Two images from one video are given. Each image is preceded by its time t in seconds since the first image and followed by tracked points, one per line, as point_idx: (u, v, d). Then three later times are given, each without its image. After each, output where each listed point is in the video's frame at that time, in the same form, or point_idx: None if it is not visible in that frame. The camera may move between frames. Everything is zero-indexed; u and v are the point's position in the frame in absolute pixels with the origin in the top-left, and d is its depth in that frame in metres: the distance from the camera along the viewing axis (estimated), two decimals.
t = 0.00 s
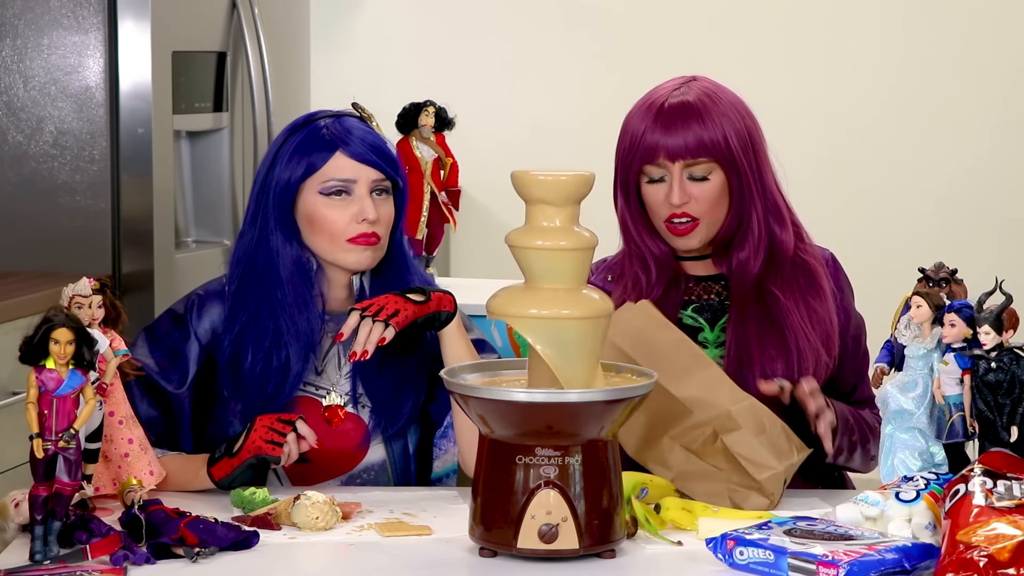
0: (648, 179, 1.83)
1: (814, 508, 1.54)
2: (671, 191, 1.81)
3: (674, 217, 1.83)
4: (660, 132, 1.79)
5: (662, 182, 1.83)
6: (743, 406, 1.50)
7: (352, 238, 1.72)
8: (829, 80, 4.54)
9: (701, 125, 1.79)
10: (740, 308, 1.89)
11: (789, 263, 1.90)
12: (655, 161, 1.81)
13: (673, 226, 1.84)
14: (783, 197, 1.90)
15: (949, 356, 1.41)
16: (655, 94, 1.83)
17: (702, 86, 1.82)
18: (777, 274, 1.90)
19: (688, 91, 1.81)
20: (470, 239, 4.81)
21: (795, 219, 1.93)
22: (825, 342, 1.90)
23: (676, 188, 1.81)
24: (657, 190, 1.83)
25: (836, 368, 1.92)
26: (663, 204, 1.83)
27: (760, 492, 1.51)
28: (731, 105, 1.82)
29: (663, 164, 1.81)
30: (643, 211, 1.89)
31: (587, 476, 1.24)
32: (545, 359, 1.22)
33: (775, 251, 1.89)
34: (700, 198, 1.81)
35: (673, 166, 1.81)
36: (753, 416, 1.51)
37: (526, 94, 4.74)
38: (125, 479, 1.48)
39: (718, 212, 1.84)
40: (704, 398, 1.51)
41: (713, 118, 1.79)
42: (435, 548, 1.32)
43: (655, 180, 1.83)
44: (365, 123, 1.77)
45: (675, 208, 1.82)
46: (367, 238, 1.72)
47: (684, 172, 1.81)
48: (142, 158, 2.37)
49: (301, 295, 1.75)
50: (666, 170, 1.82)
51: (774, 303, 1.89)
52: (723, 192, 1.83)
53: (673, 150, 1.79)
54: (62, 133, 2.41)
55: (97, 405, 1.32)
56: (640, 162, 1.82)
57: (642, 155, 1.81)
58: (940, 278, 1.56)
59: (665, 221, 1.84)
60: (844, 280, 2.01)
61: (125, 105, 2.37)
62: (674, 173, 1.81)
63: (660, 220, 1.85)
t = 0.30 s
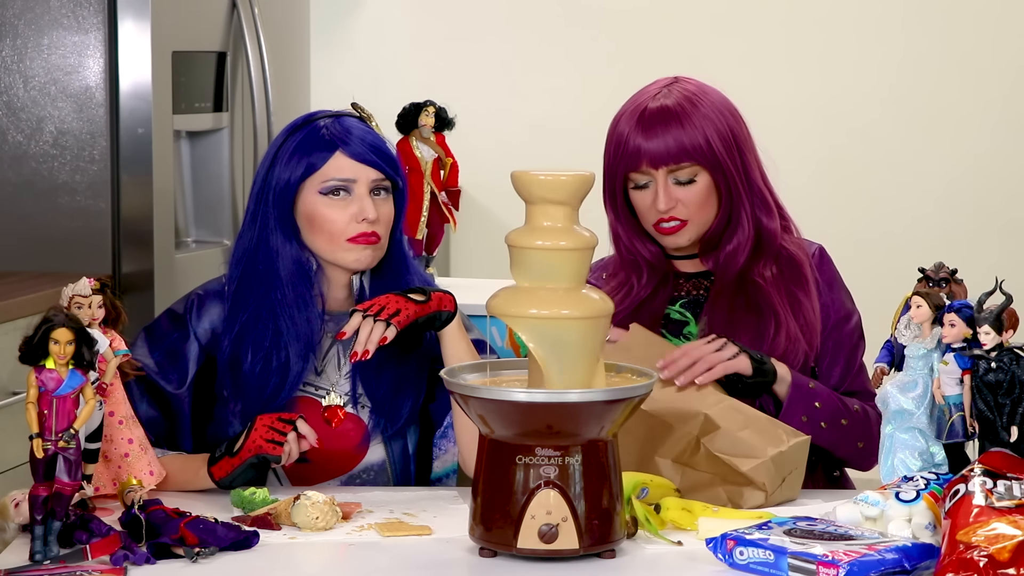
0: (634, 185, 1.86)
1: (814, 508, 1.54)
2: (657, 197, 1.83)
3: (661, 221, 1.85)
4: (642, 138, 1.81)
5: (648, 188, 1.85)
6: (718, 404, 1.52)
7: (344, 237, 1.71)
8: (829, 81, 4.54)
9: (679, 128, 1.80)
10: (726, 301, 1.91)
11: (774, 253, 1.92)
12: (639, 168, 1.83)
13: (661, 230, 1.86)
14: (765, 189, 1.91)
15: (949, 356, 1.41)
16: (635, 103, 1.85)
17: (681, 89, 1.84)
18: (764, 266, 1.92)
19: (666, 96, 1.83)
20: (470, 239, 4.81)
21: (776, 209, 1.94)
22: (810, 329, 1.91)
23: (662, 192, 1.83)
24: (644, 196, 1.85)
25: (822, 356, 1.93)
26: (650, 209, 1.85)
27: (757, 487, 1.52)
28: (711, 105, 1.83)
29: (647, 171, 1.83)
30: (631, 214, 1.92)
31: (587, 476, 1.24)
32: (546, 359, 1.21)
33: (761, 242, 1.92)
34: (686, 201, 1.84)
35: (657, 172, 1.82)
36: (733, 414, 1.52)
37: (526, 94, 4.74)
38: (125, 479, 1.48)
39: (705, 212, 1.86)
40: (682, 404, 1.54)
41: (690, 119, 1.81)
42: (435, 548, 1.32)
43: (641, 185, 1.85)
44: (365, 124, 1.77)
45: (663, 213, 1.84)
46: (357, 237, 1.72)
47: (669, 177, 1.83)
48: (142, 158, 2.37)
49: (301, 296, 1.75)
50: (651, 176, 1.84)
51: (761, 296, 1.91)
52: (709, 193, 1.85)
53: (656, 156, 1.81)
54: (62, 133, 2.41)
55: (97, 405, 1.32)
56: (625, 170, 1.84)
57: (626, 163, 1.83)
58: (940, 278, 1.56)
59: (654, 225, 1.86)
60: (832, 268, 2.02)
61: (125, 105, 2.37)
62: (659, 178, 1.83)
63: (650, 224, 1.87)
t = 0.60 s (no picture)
0: (619, 182, 1.87)
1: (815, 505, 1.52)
2: (643, 191, 1.86)
3: (647, 215, 1.87)
4: (625, 134, 1.83)
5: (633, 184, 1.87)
6: (719, 410, 1.60)
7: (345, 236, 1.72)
8: (829, 81, 4.54)
9: (658, 123, 1.82)
10: (713, 292, 1.91)
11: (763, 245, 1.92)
12: (623, 164, 1.85)
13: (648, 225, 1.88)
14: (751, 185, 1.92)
15: (949, 356, 1.42)
16: (618, 100, 1.88)
17: (660, 86, 1.86)
18: (752, 258, 1.92)
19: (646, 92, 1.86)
20: (470, 239, 4.81)
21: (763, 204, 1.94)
22: (802, 322, 1.91)
23: (647, 186, 1.85)
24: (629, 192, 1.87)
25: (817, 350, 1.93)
26: (637, 204, 1.87)
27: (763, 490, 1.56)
28: (690, 99, 1.86)
29: (632, 166, 1.85)
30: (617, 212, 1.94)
31: (587, 476, 1.24)
32: (544, 359, 1.21)
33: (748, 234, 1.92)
34: (672, 194, 1.86)
35: (641, 167, 1.84)
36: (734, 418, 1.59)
37: (526, 95, 4.74)
38: (125, 479, 1.48)
39: (691, 205, 1.88)
40: (680, 413, 1.60)
41: (670, 115, 1.83)
42: (435, 548, 1.32)
43: (626, 181, 1.87)
44: (365, 123, 1.77)
45: (649, 207, 1.86)
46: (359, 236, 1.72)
47: (653, 171, 1.85)
48: (142, 157, 2.37)
49: (302, 296, 1.75)
50: (636, 172, 1.85)
51: (750, 289, 1.91)
52: (693, 185, 1.87)
53: (639, 151, 1.83)
54: (62, 134, 2.41)
55: (97, 405, 1.32)
56: (610, 167, 1.86)
57: (611, 160, 1.85)
58: (940, 278, 1.56)
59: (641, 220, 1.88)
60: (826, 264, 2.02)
61: (125, 105, 2.37)
62: (644, 173, 1.85)
63: (637, 220, 1.89)
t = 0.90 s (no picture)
0: (626, 173, 1.87)
1: (815, 505, 1.52)
2: (652, 180, 1.85)
3: (654, 207, 1.86)
4: (635, 122, 1.84)
5: (641, 175, 1.86)
6: (710, 411, 1.67)
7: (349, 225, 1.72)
8: (829, 80, 4.54)
9: (670, 114, 1.83)
10: (714, 287, 1.91)
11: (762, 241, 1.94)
12: (633, 153, 1.85)
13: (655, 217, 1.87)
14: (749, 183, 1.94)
15: (949, 356, 1.42)
16: (622, 95, 1.88)
17: (670, 82, 1.88)
18: (753, 254, 1.93)
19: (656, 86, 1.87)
20: (470, 239, 4.81)
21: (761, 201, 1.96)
22: (802, 317, 1.92)
23: (656, 177, 1.85)
24: (636, 182, 1.87)
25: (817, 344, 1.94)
26: (644, 195, 1.86)
27: (766, 481, 1.59)
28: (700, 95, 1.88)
29: (641, 155, 1.85)
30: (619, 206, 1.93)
31: (587, 476, 1.24)
32: (543, 360, 1.22)
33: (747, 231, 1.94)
34: (681, 184, 1.86)
35: (651, 156, 1.85)
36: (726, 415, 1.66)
37: (526, 95, 4.73)
38: (125, 479, 1.47)
39: (698, 197, 1.88)
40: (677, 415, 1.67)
41: (680, 109, 1.84)
42: (435, 548, 1.32)
43: (633, 173, 1.87)
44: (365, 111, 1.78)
45: (658, 196, 1.85)
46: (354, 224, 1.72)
47: (663, 161, 1.85)
48: (142, 157, 2.37)
49: (302, 285, 1.75)
50: (645, 162, 1.85)
51: (753, 284, 1.91)
52: (701, 177, 1.88)
53: (651, 140, 1.84)
54: (62, 133, 2.41)
55: (97, 405, 1.32)
56: (619, 157, 1.86)
57: (620, 150, 1.85)
58: (939, 278, 1.56)
59: (647, 211, 1.87)
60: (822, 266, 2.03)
61: (125, 105, 2.37)
62: (653, 163, 1.85)
63: (642, 211, 1.87)
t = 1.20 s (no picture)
0: (648, 159, 1.86)
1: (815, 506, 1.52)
2: (676, 169, 1.86)
3: (674, 194, 1.87)
4: (666, 109, 1.86)
5: (662, 163, 1.87)
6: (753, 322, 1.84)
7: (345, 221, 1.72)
8: (829, 81, 4.54)
9: (699, 108, 1.86)
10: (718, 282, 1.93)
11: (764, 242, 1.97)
12: (660, 139, 1.86)
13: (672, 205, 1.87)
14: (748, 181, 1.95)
15: (950, 356, 1.42)
16: (646, 86, 1.90)
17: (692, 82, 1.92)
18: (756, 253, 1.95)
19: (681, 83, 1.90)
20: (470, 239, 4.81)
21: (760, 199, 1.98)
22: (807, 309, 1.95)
23: (680, 166, 1.86)
24: (657, 169, 1.86)
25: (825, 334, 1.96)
26: (665, 182, 1.86)
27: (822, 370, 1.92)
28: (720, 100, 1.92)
29: (667, 143, 1.86)
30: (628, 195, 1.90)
31: (587, 476, 1.24)
32: (544, 360, 1.22)
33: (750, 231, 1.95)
34: (700, 177, 1.88)
35: (676, 146, 1.86)
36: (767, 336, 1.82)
37: (526, 95, 4.73)
38: (125, 478, 1.47)
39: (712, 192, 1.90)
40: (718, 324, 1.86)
41: (703, 104, 1.88)
42: (435, 548, 1.32)
43: (656, 159, 1.86)
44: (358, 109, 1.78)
45: (680, 184, 1.86)
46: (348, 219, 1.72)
47: (686, 153, 1.87)
48: (142, 158, 2.37)
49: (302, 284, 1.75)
50: (668, 151, 1.86)
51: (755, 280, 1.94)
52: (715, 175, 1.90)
53: (680, 129, 1.86)
54: (62, 134, 2.41)
55: (97, 405, 1.32)
56: (643, 142, 1.86)
57: (647, 135, 1.86)
58: (939, 278, 1.56)
59: (665, 198, 1.87)
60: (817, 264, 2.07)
61: (125, 105, 2.37)
62: (678, 152, 1.86)
63: (659, 198, 1.87)
